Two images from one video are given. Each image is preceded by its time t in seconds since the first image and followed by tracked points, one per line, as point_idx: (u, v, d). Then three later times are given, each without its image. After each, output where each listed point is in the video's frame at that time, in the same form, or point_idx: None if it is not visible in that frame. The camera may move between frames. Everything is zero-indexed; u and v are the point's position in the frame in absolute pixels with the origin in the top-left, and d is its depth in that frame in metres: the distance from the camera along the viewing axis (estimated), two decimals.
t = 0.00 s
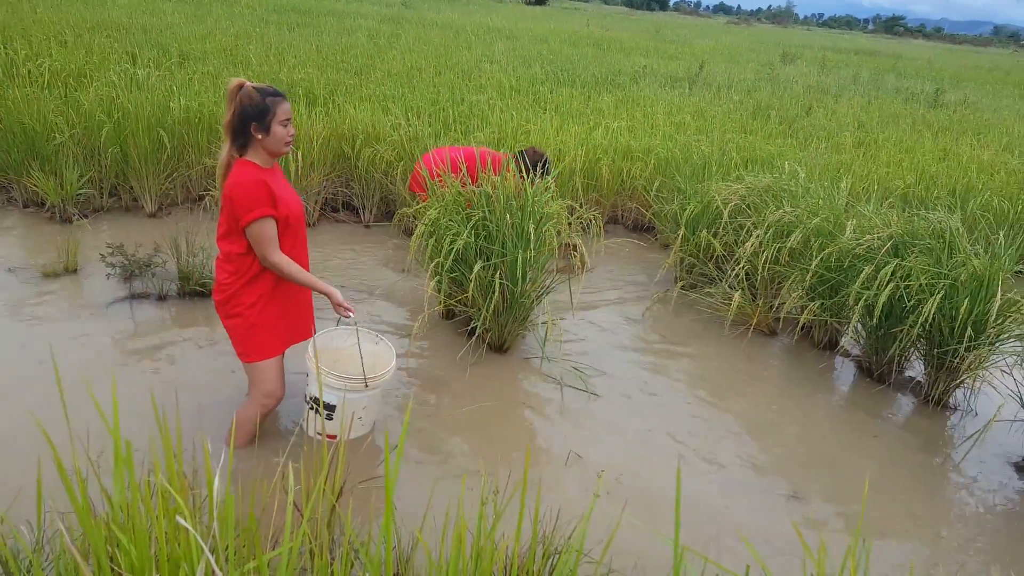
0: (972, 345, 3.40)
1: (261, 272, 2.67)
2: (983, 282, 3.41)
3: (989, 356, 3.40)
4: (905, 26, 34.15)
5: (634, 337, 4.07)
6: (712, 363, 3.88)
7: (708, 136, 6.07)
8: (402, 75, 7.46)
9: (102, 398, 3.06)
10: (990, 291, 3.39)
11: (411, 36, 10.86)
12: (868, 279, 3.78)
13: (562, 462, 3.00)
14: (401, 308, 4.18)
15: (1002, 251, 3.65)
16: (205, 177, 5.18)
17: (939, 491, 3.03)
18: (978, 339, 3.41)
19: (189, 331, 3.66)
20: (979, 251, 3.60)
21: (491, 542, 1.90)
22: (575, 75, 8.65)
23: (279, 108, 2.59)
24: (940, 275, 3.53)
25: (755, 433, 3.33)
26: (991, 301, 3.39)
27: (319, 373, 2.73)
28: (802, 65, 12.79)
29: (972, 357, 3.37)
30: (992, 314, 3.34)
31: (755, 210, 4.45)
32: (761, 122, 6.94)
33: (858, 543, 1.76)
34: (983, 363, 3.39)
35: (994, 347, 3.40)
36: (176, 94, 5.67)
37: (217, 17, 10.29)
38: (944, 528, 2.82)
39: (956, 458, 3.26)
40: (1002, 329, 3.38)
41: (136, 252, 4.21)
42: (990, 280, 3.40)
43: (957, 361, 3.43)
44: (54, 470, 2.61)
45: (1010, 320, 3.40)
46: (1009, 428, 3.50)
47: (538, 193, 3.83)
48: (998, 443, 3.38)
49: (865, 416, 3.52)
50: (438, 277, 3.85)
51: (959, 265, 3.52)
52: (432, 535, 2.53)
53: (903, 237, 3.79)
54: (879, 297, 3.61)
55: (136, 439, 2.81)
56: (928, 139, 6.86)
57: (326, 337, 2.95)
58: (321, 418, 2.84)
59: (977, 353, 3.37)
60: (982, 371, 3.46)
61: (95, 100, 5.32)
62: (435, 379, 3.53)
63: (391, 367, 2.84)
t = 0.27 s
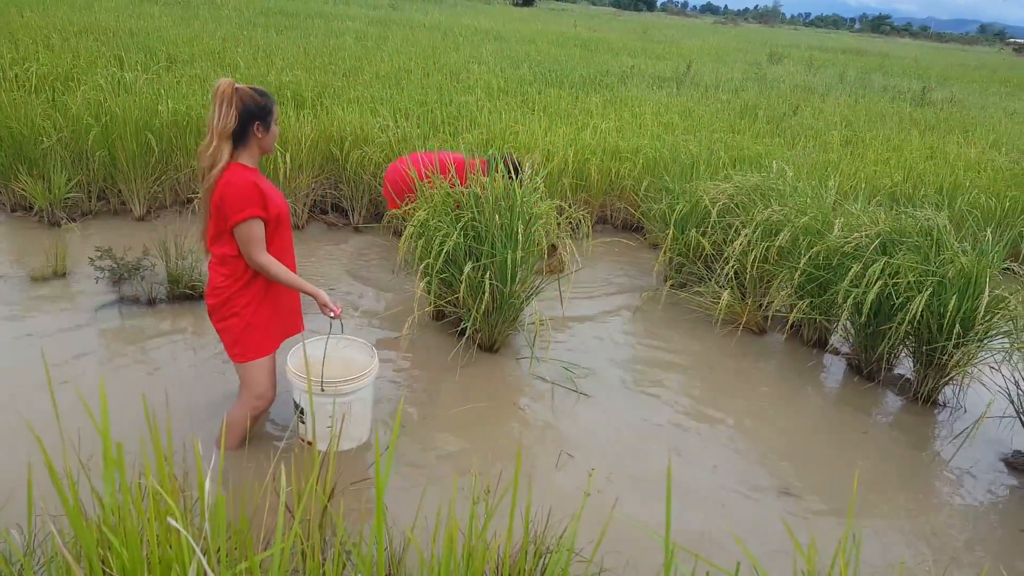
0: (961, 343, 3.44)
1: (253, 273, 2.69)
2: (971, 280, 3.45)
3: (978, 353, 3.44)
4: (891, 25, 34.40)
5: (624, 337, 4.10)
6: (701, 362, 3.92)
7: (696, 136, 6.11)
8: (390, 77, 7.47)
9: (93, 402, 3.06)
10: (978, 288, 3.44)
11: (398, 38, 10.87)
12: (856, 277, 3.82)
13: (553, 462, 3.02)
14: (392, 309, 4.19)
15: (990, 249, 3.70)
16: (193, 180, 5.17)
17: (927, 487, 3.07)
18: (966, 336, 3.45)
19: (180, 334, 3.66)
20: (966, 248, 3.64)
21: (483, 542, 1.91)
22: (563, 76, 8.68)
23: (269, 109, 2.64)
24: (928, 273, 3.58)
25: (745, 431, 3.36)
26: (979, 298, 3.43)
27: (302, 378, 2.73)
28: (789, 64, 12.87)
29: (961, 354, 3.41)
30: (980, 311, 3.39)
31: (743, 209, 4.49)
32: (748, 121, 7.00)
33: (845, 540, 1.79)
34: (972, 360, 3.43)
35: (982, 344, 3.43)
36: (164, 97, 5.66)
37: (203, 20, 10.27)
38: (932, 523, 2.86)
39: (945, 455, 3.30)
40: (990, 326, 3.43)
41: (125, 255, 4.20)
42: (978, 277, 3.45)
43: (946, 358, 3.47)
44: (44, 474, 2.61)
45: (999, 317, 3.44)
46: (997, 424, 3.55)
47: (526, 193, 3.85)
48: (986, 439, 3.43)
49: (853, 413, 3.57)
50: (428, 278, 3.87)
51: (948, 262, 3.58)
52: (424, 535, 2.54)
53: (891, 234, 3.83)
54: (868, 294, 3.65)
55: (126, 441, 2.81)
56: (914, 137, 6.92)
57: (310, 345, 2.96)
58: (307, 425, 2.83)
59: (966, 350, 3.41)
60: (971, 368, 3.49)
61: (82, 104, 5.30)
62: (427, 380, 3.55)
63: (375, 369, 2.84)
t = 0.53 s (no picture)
0: (956, 345, 3.47)
1: (249, 268, 2.70)
2: (965, 282, 3.47)
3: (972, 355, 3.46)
4: (886, 28, 34.54)
5: (619, 338, 4.11)
6: (696, 363, 3.94)
7: (691, 138, 6.14)
8: (386, 78, 7.48)
9: (89, 401, 3.06)
10: (973, 291, 3.46)
11: (394, 39, 10.88)
12: (851, 279, 3.84)
13: (549, 463, 3.03)
14: (388, 310, 4.20)
15: (984, 251, 3.73)
16: (190, 181, 5.18)
17: (921, 489, 3.09)
18: (961, 338, 3.47)
19: (176, 335, 3.66)
20: (961, 251, 3.67)
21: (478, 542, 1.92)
22: (559, 78, 8.71)
23: (266, 108, 2.68)
24: (923, 275, 3.60)
25: (740, 433, 3.38)
26: (974, 301, 3.46)
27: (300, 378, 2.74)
28: (784, 67, 12.92)
29: (955, 356, 3.43)
30: (975, 313, 3.41)
31: (738, 211, 4.51)
32: (744, 124, 7.03)
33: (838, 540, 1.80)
34: (966, 362, 3.46)
35: (977, 346, 3.45)
36: (160, 98, 5.66)
37: (200, 21, 10.27)
38: (927, 525, 2.88)
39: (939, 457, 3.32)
40: (985, 328, 3.45)
41: (121, 256, 4.20)
42: (973, 279, 3.47)
43: (941, 360, 3.49)
44: (40, 472, 2.62)
45: (993, 319, 3.47)
46: (990, 427, 3.57)
47: (522, 195, 3.87)
48: (980, 441, 3.45)
49: (848, 415, 3.59)
50: (423, 279, 3.88)
51: (942, 264, 3.60)
52: (420, 535, 2.55)
53: (886, 236, 3.84)
54: (863, 296, 3.67)
55: (123, 440, 2.82)
56: (910, 140, 6.96)
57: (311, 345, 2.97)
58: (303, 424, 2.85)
59: (960, 353, 3.43)
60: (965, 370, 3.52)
61: (78, 104, 5.30)
62: (423, 381, 3.56)
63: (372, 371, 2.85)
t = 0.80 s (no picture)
0: (952, 350, 3.48)
1: (244, 267, 2.70)
2: (962, 287, 3.49)
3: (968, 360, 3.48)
4: (885, 34, 34.62)
5: (617, 341, 4.12)
6: (693, 367, 3.95)
7: (689, 142, 6.15)
8: (385, 80, 7.49)
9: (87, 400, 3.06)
10: (969, 296, 3.47)
11: (393, 41, 10.89)
12: (848, 284, 3.86)
13: (546, 465, 3.04)
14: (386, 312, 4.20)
15: (981, 256, 3.74)
16: (188, 181, 5.17)
17: (918, 493, 3.10)
18: (957, 343, 3.49)
19: (173, 335, 3.65)
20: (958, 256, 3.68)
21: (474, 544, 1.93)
22: (557, 81, 8.72)
23: (268, 109, 2.70)
24: (919, 280, 3.61)
25: (737, 437, 3.39)
26: (970, 306, 3.47)
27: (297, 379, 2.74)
28: (783, 71, 12.96)
29: (952, 361, 3.45)
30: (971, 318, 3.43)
31: (736, 215, 4.53)
32: (742, 128, 7.04)
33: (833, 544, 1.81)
34: (962, 368, 3.47)
35: (973, 351, 3.47)
36: (159, 98, 5.66)
37: (199, 22, 10.28)
38: (923, 530, 2.89)
39: (935, 461, 3.33)
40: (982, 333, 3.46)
41: (119, 255, 4.20)
42: (969, 285, 3.49)
43: (937, 365, 3.51)
44: (38, 471, 2.61)
45: (990, 324, 3.48)
46: (986, 432, 3.59)
47: (519, 197, 3.88)
48: (975, 446, 3.47)
49: (844, 419, 3.60)
50: (421, 281, 3.88)
51: (938, 269, 3.61)
52: (416, 537, 2.55)
53: (883, 242, 3.86)
54: (860, 301, 3.69)
55: (121, 439, 2.82)
56: (907, 146, 6.98)
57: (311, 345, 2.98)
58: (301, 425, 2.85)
59: (957, 358, 3.45)
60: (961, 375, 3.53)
61: (77, 104, 5.30)
62: (421, 383, 3.56)
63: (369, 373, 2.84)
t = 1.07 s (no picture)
0: (955, 352, 3.49)
1: (246, 273, 2.71)
2: (965, 290, 3.49)
3: (972, 362, 3.48)
4: (886, 35, 34.61)
5: (618, 344, 4.13)
6: (695, 370, 3.95)
7: (690, 144, 6.16)
8: (385, 84, 7.50)
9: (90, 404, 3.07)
10: (972, 298, 3.48)
11: (393, 45, 10.91)
12: (850, 286, 3.87)
13: (549, 468, 3.05)
14: (388, 315, 4.21)
15: (984, 258, 3.75)
16: (190, 185, 5.19)
17: (921, 496, 3.11)
18: (961, 346, 3.49)
19: (176, 339, 3.66)
20: (960, 258, 3.69)
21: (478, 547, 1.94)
22: (557, 84, 8.74)
23: (269, 116, 2.72)
24: (922, 282, 3.62)
25: (739, 439, 3.40)
26: (974, 308, 3.48)
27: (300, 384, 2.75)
28: (783, 74, 12.98)
29: (955, 364, 3.45)
30: (975, 320, 3.43)
31: (737, 217, 4.53)
32: (742, 130, 7.06)
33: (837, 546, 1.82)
34: (966, 370, 3.48)
35: (976, 354, 3.47)
36: (160, 102, 5.68)
37: (199, 26, 10.30)
38: (927, 533, 2.89)
39: (939, 464, 3.34)
40: (986, 335, 3.47)
41: (121, 259, 4.21)
42: (973, 287, 3.49)
43: (940, 368, 3.51)
44: (43, 474, 2.63)
45: (994, 326, 3.49)
46: (990, 435, 3.59)
47: (520, 201, 3.89)
48: (980, 449, 3.47)
49: (847, 422, 3.61)
50: (422, 285, 3.89)
51: (942, 271, 3.62)
52: (419, 539, 2.56)
53: (885, 244, 3.87)
54: (862, 304, 3.70)
55: (125, 442, 2.83)
56: (909, 148, 6.99)
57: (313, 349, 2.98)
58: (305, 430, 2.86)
59: (960, 360, 3.45)
60: (965, 378, 3.54)
61: (79, 109, 5.32)
62: (423, 386, 3.57)
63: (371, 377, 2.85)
